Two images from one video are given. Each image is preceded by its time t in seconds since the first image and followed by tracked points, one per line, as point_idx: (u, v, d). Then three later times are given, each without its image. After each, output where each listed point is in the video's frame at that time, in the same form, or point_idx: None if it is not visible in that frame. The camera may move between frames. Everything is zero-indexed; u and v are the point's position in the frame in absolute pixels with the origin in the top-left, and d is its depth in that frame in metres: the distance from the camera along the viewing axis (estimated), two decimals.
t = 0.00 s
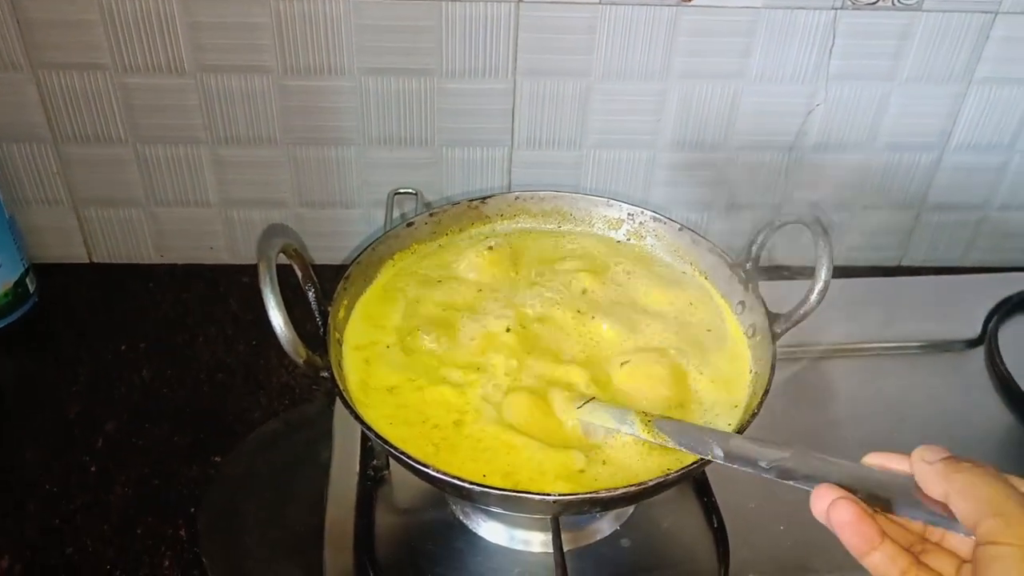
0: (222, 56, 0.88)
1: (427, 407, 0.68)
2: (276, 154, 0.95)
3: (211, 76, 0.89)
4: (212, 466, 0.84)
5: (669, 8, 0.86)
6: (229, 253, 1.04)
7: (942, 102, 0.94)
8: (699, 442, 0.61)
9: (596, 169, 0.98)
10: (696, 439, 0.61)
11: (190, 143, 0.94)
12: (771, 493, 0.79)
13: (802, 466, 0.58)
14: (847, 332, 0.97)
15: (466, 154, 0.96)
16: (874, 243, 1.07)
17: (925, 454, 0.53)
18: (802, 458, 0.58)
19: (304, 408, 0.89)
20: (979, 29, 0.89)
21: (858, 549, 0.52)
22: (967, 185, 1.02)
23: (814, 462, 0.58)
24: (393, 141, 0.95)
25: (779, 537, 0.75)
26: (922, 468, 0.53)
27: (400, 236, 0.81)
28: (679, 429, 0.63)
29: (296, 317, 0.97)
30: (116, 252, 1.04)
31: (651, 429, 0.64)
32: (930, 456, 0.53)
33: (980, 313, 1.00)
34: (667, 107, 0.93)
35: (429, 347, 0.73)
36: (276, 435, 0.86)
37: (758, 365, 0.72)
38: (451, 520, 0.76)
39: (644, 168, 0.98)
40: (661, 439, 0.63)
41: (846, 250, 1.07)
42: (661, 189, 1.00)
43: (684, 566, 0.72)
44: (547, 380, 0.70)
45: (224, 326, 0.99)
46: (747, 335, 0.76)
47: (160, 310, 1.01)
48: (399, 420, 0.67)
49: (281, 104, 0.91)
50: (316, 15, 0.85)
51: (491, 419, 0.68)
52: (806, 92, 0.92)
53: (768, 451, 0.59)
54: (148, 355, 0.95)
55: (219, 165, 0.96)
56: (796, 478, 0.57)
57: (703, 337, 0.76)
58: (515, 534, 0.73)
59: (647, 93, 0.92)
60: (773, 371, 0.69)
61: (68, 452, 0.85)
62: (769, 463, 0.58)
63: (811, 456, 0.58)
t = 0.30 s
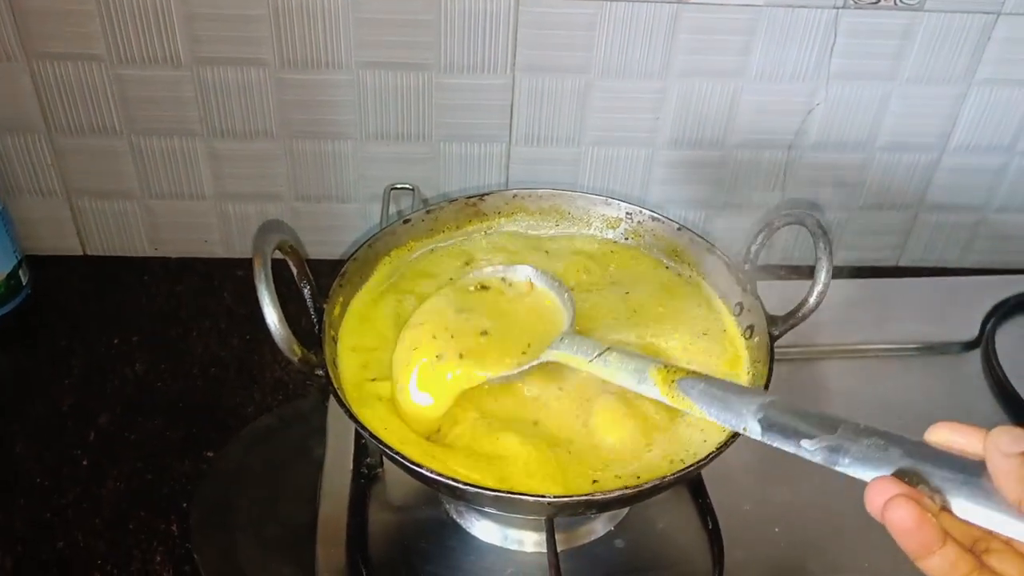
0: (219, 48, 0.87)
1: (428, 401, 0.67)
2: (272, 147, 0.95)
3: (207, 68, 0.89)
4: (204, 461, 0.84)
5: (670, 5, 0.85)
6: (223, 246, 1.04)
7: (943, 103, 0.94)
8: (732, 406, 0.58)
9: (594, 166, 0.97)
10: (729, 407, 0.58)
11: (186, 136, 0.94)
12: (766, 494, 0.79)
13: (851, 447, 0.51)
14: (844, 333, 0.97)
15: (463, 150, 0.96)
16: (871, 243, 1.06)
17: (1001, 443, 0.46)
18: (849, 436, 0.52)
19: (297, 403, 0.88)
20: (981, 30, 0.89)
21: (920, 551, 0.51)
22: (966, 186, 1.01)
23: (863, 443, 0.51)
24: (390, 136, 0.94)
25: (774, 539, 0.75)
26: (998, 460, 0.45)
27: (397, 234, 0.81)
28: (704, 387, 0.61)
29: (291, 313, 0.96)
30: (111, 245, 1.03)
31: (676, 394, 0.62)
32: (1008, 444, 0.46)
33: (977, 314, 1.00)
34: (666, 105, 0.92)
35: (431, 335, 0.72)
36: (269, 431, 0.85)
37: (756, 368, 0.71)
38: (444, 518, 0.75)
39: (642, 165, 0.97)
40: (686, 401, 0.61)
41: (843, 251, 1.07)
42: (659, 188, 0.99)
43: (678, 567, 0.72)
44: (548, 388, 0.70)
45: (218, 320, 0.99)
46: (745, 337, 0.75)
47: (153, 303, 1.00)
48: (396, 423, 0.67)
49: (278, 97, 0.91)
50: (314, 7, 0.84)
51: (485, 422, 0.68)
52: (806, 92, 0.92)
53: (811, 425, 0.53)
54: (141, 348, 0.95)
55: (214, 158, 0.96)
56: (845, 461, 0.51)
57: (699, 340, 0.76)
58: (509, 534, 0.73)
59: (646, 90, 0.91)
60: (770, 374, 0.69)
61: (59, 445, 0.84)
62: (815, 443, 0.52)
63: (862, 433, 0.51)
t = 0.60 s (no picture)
0: (219, 37, 0.87)
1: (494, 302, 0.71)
2: (272, 137, 0.95)
3: (208, 57, 0.88)
4: (204, 449, 0.84)
5: None
6: (223, 235, 1.04)
7: (943, 96, 0.94)
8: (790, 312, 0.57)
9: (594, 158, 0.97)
10: (784, 316, 0.57)
11: (185, 124, 0.94)
12: (764, 484, 0.79)
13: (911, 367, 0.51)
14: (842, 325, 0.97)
15: (462, 140, 0.96)
16: (869, 236, 1.07)
17: None
18: (910, 355, 0.51)
19: (297, 392, 0.89)
20: (981, 23, 0.89)
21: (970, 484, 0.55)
22: (965, 178, 1.02)
23: (922, 363, 0.50)
24: (390, 126, 0.94)
25: (772, 529, 0.76)
26: None
27: (398, 224, 0.81)
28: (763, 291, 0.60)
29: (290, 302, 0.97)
30: (110, 234, 1.03)
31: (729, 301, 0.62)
32: None
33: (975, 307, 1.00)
34: (666, 96, 0.92)
35: (506, 243, 0.74)
36: (269, 419, 0.85)
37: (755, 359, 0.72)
38: (444, 507, 0.76)
39: (642, 156, 0.97)
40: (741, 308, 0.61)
41: (841, 243, 1.07)
42: (658, 180, 0.99)
43: (676, 557, 0.72)
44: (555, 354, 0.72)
45: (217, 309, 0.99)
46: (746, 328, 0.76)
47: (153, 292, 1.00)
48: (462, 327, 0.71)
49: (278, 86, 0.91)
50: None
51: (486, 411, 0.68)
52: (806, 84, 0.92)
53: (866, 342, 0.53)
54: (140, 337, 0.95)
55: (214, 146, 0.95)
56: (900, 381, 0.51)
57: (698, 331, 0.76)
58: (509, 523, 0.73)
59: (647, 81, 0.91)
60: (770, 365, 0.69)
61: (59, 433, 0.84)
62: (870, 363, 0.52)
63: (919, 353, 0.51)
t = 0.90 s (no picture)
0: (224, 31, 0.87)
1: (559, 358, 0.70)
2: (277, 130, 0.94)
3: (213, 50, 0.88)
4: (209, 443, 0.84)
5: None
6: (227, 230, 1.03)
7: (952, 88, 0.93)
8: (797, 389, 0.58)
9: (600, 151, 0.97)
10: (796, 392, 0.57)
11: (189, 118, 0.93)
12: (771, 479, 0.79)
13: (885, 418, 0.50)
14: (850, 319, 0.97)
15: (467, 134, 0.95)
16: (877, 230, 1.06)
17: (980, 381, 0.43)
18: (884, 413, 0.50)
19: (301, 386, 0.88)
20: (992, 14, 0.88)
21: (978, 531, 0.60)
22: (974, 172, 1.01)
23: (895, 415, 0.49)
24: (395, 119, 0.94)
25: (780, 524, 0.75)
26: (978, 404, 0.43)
27: (403, 216, 0.81)
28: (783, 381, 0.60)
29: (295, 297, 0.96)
30: (116, 228, 1.03)
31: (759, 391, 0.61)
32: (977, 385, 0.43)
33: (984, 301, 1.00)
34: (673, 89, 0.92)
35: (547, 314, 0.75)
36: (273, 413, 0.85)
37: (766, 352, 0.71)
38: (449, 501, 0.75)
39: (648, 149, 0.96)
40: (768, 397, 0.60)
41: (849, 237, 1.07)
42: (664, 173, 0.99)
43: (683, 552, 0.72)
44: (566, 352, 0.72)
45: (222, 303, 0.99)
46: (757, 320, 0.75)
47: (158, 286, 1.00)
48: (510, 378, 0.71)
49: (282, 79, 0.90)
50: None
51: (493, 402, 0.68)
52: (814, 76, 0.91)
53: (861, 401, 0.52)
54: (144, 331, 0.95)
55: (219, 140, 0.95)
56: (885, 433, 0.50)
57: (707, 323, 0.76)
58: (515, 517, 0.73)
59: (653, 74, 0.90)
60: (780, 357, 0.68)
61: (65, 427, 0.84)
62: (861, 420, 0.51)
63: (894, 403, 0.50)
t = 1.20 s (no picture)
0: (227, 18, 0.86)
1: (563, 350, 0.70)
2: (281, 118, 0.93)
3: (216, 38, 0.87)
4: (212, 433, 0.83)
5: None
6: (231, 219, 1.03)
7: (964, 76, 0.92)
8: (789, 391, 0.57)
9: (606, 139, 0.96)
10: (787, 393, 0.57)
11: (193, 106, 0.93)
12: (778, 469, 0.78)
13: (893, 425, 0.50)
14: (859, 308, 0.96)
15: (472, 121, 0.94)
16: (887, 219, 1.05)
17: (974, 416, 0.44)
18: (885, 412, 0.50)
19: (305, 375, 0.88)
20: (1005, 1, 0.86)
21: None
22: (985, 160, 0.99)
23: (898, 417, 0.50)
24: (400, 107, 0.93)
25: (787, 515, 0.74)
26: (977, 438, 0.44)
27: (407, 204, 0.80)
28: (778, 379, 0.59)
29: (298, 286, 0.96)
30: (119, 217, 1.02)
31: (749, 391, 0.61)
32: (971, 423, 0.44)
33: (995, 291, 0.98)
34: (681, 76, 0.91)
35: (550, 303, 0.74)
36: (277, 403, 0.85)
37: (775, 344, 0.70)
38: (454, 491, 0.75)
39: (655, 137, 0.95)
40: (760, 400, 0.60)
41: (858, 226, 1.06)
42: (671, 162, 0.98)
43: (690, 543, 0.71)
44: (571, 340, 0.71)
45: (226, 292, 0.98)
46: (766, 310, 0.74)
47: (162, 275, 0.99)
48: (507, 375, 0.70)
49: (286, 67, 0.89)
50: None
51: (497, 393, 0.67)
52: (824, 63, 0.90)
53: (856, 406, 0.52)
54: (148, 320, 0.94)
55: (223, 129, 0.94)
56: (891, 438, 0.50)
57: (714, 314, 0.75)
58: (519, 508, 0.72)
59: (660, 61, 0.89)
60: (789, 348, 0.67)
61: (68, 416, 0.84)
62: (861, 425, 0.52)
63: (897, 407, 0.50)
